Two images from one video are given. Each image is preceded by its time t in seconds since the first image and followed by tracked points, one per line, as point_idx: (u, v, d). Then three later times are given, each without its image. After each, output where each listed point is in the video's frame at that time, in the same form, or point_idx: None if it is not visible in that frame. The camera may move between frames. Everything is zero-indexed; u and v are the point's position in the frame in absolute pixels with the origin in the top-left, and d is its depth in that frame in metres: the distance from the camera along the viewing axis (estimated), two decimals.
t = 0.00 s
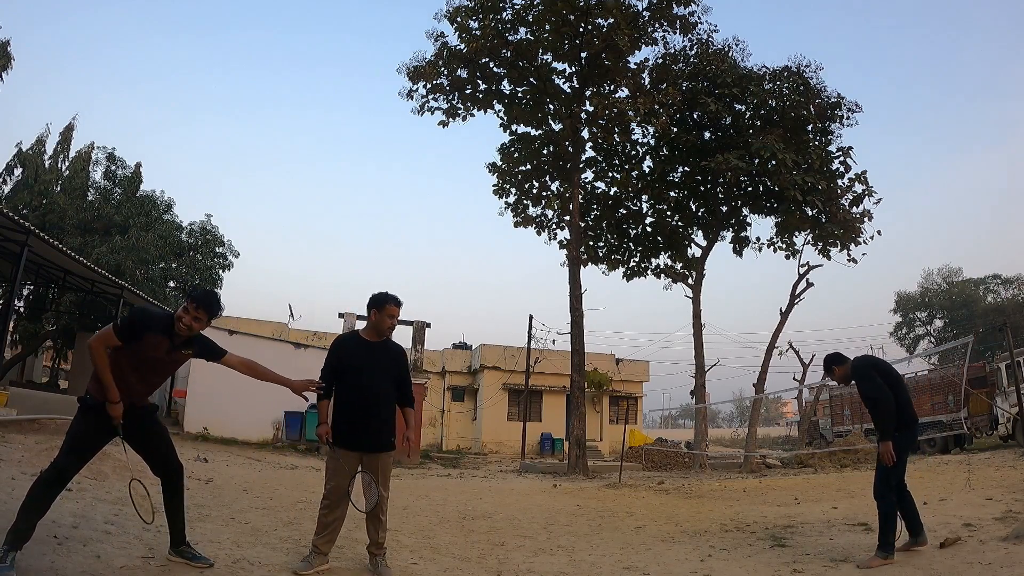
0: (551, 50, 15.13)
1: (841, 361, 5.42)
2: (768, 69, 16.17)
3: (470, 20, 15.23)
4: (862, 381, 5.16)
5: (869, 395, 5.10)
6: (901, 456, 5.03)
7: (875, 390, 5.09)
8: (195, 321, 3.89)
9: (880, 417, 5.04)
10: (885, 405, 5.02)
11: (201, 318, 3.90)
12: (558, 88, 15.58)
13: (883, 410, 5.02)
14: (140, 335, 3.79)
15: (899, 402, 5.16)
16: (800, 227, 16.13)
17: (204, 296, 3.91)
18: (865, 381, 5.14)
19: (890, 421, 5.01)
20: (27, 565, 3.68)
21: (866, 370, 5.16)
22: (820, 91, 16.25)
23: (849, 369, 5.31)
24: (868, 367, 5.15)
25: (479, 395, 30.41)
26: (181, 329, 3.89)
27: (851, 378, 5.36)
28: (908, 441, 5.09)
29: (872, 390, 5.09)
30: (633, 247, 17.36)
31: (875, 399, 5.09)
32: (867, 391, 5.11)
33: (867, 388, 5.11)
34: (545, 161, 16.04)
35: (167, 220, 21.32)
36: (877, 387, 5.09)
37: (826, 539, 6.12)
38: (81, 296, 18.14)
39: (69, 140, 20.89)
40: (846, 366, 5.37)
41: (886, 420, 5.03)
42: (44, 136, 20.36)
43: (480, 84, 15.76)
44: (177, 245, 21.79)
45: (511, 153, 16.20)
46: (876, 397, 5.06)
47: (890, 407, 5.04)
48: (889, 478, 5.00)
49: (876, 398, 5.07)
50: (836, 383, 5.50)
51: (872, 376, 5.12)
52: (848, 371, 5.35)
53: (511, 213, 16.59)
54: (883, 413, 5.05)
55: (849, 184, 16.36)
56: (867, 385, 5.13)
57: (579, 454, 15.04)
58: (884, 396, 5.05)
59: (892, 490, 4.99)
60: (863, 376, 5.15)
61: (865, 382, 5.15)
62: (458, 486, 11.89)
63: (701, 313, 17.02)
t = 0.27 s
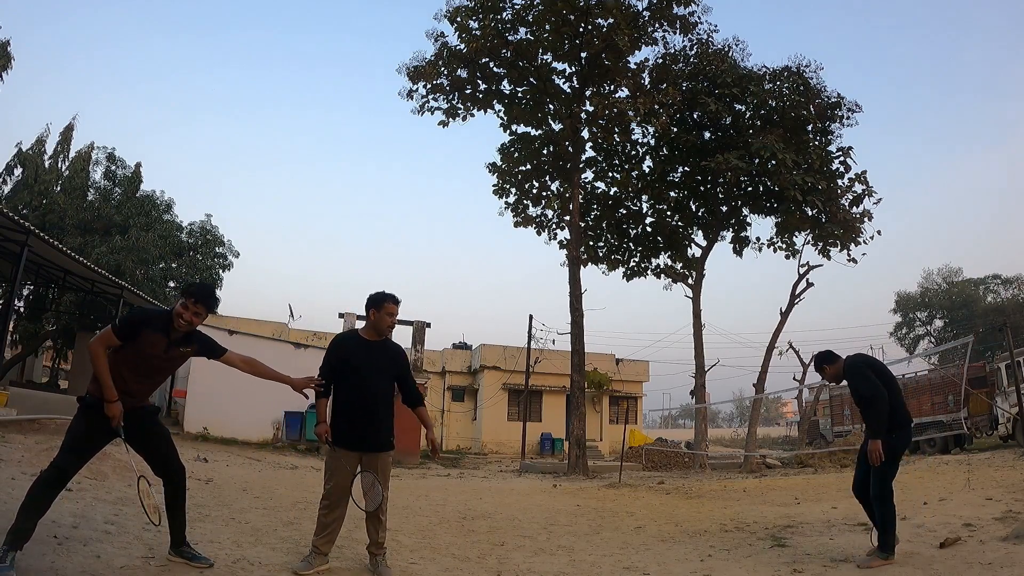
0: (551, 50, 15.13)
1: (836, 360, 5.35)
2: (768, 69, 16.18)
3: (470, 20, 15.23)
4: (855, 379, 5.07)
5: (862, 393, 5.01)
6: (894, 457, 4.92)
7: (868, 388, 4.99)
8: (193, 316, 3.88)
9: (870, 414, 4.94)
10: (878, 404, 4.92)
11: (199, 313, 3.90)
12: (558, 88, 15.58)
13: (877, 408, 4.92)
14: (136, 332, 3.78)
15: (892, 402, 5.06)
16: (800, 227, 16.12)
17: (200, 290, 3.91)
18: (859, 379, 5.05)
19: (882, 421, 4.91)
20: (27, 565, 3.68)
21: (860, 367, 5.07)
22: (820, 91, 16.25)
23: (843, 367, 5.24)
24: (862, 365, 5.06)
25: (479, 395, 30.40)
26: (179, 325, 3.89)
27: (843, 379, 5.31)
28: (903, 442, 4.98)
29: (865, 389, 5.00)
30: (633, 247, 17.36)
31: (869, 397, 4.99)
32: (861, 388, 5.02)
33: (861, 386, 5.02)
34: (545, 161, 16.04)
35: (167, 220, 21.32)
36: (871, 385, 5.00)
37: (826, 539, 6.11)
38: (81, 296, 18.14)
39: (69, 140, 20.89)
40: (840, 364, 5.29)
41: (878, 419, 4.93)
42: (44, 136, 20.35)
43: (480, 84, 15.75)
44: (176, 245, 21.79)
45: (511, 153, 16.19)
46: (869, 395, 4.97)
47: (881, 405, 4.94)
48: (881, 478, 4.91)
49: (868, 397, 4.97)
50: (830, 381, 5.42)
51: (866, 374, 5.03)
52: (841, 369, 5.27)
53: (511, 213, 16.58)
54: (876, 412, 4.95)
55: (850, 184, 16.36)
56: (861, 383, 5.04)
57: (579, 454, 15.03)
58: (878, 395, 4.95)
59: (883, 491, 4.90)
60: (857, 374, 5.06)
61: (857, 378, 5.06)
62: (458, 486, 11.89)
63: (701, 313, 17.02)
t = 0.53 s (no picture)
0: (551, 50, 15.13)
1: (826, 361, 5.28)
2: (768, 69, 16.18)
3: (470, 20, 15.23)
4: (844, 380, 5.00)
5: (851, 395, 4.93)
6: (880, 460, 4.86)
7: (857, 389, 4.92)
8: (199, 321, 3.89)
9: (859, 416, 4.87)
10: (866, 406, 4.84)
11: (205, 317, 3.90)
12: (558, 88, 15.58)
13: (865, 410, 4.84)
14: (139, 335, 3.79)
15: (881, 404, 5.00)
16: (800, 227, 16.12)
17: (207, 296, 3.92)
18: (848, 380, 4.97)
19: (870, 423, 4.84)
20: (27, 565, 3.68)
21: (850, 368, 5.00)
22: (820, 91, 16.25)
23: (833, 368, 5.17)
24: (853, 367, 4.99)
25: (479, 395, 30.40)
26: (183, 329, 3.89)
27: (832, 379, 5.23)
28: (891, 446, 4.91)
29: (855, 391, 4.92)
30: (633, 247, 17.36)
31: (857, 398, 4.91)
32: (851, 389, 4.94)
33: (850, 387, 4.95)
34: (545, 161, 16.05)
35: (167, 220, 21.33)
36: (860, 387, 4.92)
37: (827, 540, 6.11)
38: (82, 296, 18.14)
39: (69, 140, 20.89)
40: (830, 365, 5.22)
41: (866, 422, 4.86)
42: (44, 136, 20.35)
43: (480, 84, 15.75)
44: (177, 245, 21.79)
45: (511, 153, 16.19)
46: (858, 397, 4.89)
47: (870, 408, 4.87)
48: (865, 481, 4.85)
49: (857, 398, 4.90)
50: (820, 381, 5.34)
51: (856, 376, 4.95)
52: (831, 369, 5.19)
53: (511, 214, 16.59)
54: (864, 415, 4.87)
55: (850, 184, 16.38)
56: (850, 384, 4.96)
57: (579, 454, 15.03)
58: (866, 397, 4.87)
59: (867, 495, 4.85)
60: (847, 375, 4.98)
61: (847, 379, 4.98)
62: (458, 486, 11.89)
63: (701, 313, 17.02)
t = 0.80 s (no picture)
0: (551, 50, 15.13)
1: (808, 361, 5.18)
2: (768, 69, 16.18)
3: (470, 20, 15.23)
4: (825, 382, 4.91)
5: (832, 397, 4.84)
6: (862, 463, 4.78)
7: (838, 391, 4.82)
8: (202, 322, 3.89)
9: (840, 420, 4.78)
10: (849, 408, 4.75)
11: (207, 319, 3.90)
12: (558, 88, 15.58)
13: (848, 412, 4.75)
14: (141, 337, 3.78)
15: (863, 406, 4.91)
16: (800, 227, 16.12)
17: (210, 297, 3.92)
18: (830, 382, 4.88)
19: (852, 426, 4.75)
20: (27, 565, 3.68)
21: (832, 369, 4.90)
22: (820, 91, 16.25)
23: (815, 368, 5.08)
24: (834, 368, 4.90)
25: (480, 395, 30.41)
26: (185, 331, 3.89)
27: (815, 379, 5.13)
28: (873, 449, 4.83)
29: (836, 393, 4.83)
30: (633, 247, 17.36)
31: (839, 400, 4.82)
32: (834, 392, 4.83)
33: (831, 389, 4.85)
34: (545, 161, 16.05)
35: (167, 220, 21.32)
36: (842, 388, 4.82)
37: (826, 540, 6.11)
38: (82, 296, 18.14)
39: (69, 140, 20.89)
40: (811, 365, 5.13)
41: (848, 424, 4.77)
42: (44, 136, 20.35)
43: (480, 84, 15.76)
44: (177, 245, 21.79)
45: (511, 153, 16.19)
46: (840, 400, 4.80)
47: (852, 411, 4.77)
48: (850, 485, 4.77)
49: (839, 401, 4.80)
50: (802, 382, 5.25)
51: (837, 377, 4.86)
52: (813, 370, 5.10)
53: (511, 214, 16.59)
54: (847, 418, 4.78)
55: (849, 184, 16.38)
56: (831, 386, 4.86)
57: (579, 454, 15.03)
58: (849, 398, 4.77)
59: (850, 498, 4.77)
60: (829, 377, 4.88)
61: (829, 381, 4.88)
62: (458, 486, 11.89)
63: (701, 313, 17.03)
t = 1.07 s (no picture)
0: (551, 50, 15.13)
1: (793, 360, 5.16)
2: (768, 69, 16.18)
3: (470, 20, 15.23)
4: (811, 379, 4.88)
5: (818, 394, 4.81)
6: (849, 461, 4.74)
7: (823, 388, 4.80)
8: (197, 314, 3.88)
9: (827, 419, 4.75)
10: (833, 404, 4.72)
11: (202, 310, 3.89)
12: (558, 88, 15.59)
13: (833, 409, 4.72)
14: (136, 332, 3.79)
15: (850, 403, 4.87)
16: (800, 227, 16.12)
17: (203, 289, 3.91)
18: (815, 379, 4.86)
19: (838, 423, 4.72)
20: (27, 565, 3.68)
21: (817, 367, 4.88)
22: (820, 91, 16.26)
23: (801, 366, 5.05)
24: (819, 365, 4.87)
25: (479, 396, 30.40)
26: (180, 323, 3.89)
27: (801, 378, 5.10)
28: (858, 447, 4.81)
29: (821, 390, 4.80)
30: (633, 247, 17.36)
31: (825, 398, 4.79)
32: (818, 389, 4.82)
33: (816, 386, 4.83)
34: (545, 161, 16.05)
35: (167, 220, 21.32)
36: (827, 385, 4.80)
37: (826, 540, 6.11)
38: (81, 296, 18.14)
39: (69, 140, 20.90)
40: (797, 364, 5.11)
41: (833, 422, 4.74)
42: (44, 136, 20.36)
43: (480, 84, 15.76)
44: (176, 245, 21.79)
45: (511, 153, 16.19)
46: (824, 397, 4.78)
47: (839, 410, 4.74)
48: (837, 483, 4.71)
49: (824, 398, 4.78)
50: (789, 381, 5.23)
51: (822, 374, 4.84)
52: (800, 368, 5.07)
53: (511, 214, 16.59)
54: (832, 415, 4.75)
55: (849, 184, 16.39)
56: (816, 383, 4.84)
57: (579, 454, 15.03)
58: (834, 395, 4.75)
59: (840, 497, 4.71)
60: (814, 374, 4.86)
61: (814, 378, 4.86)
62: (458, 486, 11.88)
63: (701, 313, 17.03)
